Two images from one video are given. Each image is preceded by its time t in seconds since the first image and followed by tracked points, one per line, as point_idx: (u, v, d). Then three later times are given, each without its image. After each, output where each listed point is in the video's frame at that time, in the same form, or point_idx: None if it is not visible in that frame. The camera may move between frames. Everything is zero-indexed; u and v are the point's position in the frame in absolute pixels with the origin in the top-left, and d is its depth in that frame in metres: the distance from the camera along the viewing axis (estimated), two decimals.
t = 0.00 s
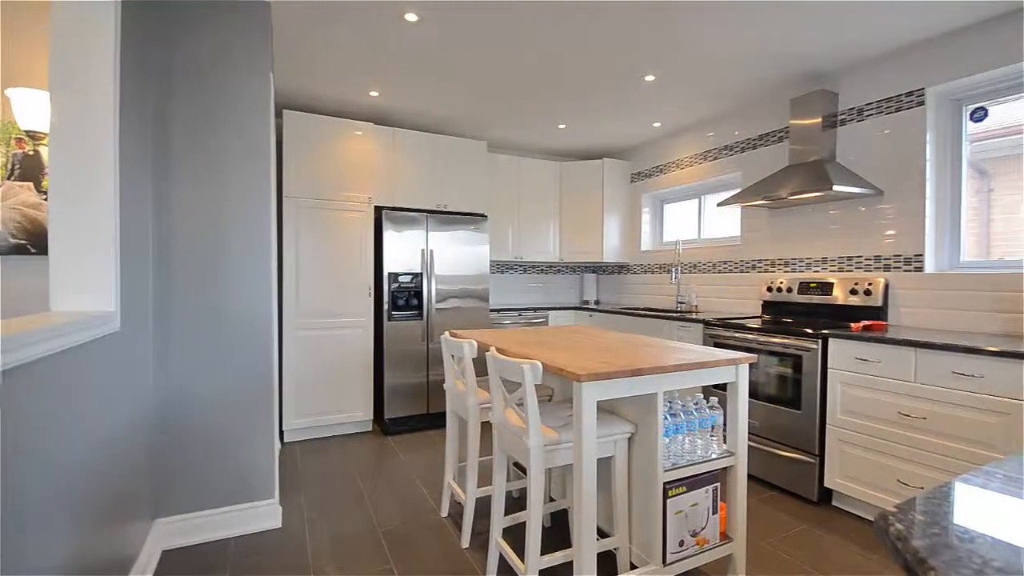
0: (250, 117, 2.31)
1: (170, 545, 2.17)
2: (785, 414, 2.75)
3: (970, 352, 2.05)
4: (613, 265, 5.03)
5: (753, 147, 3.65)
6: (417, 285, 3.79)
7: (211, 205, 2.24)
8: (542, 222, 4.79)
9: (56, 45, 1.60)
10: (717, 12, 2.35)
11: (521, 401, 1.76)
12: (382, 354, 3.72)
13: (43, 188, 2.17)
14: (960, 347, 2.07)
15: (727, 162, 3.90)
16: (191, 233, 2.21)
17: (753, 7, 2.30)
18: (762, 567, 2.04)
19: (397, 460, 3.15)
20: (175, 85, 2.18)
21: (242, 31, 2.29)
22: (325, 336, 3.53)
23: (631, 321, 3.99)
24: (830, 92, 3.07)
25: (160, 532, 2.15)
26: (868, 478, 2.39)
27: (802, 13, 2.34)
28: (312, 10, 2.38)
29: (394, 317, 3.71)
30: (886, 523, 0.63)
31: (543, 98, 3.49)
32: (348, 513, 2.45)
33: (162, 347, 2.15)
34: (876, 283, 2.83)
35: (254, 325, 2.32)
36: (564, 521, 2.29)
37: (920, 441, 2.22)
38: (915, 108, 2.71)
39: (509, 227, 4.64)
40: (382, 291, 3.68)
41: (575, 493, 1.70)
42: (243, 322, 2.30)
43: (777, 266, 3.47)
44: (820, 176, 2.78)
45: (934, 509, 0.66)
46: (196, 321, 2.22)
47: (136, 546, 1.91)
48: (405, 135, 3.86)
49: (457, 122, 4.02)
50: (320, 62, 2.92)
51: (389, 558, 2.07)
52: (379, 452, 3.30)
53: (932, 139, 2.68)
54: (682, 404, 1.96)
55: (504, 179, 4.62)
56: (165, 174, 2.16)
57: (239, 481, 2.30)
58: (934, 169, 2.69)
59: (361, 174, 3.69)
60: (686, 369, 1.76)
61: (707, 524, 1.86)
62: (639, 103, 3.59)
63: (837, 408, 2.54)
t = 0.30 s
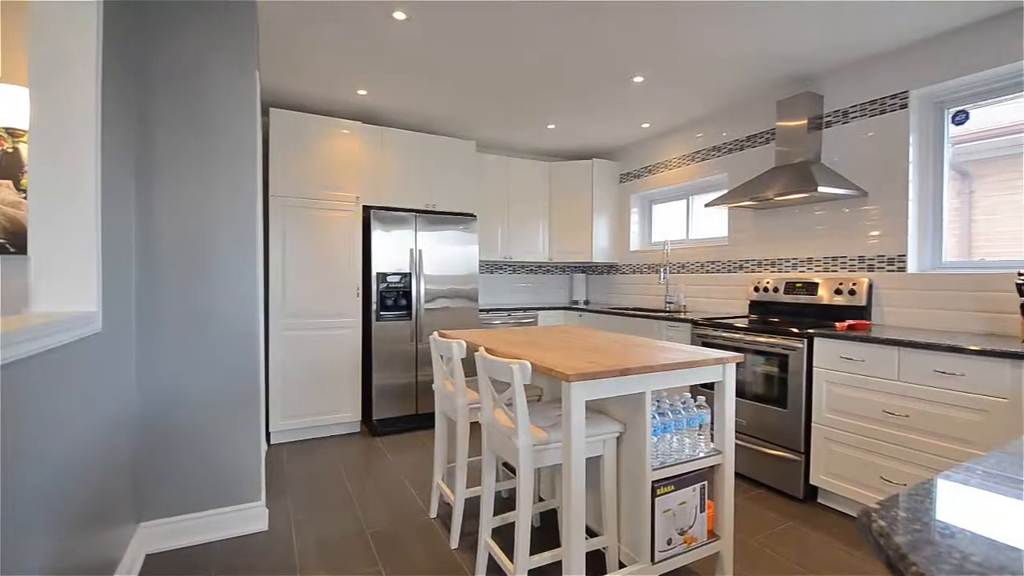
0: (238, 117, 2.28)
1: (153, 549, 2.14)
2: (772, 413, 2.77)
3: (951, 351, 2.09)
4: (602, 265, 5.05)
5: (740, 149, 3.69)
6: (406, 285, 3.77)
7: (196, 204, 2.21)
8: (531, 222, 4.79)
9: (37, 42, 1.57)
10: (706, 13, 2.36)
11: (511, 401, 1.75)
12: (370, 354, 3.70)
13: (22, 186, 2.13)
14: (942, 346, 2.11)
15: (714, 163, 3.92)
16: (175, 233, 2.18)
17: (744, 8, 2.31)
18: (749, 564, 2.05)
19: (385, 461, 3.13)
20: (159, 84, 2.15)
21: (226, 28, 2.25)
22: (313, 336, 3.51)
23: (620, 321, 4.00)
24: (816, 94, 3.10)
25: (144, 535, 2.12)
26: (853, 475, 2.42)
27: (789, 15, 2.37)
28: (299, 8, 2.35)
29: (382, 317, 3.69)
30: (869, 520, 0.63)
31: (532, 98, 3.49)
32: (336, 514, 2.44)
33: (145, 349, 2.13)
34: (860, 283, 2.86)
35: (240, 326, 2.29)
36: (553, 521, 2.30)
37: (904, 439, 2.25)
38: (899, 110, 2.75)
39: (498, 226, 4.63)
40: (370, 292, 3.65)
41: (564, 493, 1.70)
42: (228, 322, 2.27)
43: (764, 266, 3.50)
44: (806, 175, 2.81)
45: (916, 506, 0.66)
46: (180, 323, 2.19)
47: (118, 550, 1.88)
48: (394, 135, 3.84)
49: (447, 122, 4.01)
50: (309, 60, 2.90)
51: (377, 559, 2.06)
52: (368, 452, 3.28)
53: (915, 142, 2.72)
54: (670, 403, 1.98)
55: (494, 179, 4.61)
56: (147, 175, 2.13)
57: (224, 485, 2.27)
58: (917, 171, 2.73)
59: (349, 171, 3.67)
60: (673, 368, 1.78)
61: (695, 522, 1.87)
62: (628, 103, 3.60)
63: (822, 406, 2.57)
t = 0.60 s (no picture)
0: (227, 115, 2.26)
1: (138, 553, 2.11)
2: (760, 412, 2.80)
3: (934, 350, 2.12)
4: (592, 265, 5.07)
5: (729, 150, 3.72)
6: (396, 285, 3.74)
7: (181, 204, 2.19)
8: (522, 222, 4.80)
9: (20, 37, 1.54)
10: (697, 14, 2.37)
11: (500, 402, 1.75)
12: (359, 355, 3.67)
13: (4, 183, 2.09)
14: (927, 345, 2.14)
15: (703, 164, 3.95)
16: (160, 232, 2.15)
17: (733, 11, 2.34)
18: (737, 562, 2.07)
19: (375, 462, 3.11)
20: (145, 83, 2.12)
21: (215, 25, 2.23)
22: (302, 337, 3.48)
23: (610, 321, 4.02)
24: (803, 96, 3.14)
25: (129, 538, 2.09)
26: (839, 472, 2.45)
27: (779, 17, 2.39)
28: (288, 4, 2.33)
29: (372, 317, 3.66)
30: (854, 517, 0.64)
31: (523, 98, 3.49)
32: (325, 516, 2.42)
33: (130, 350, 2.10)
34: (846, 283, 2.91)
35: (227, 327, 2.27)
36: (543, 521, 2.30)
37: (889, 437, 2.28)
38: (885, 112, 2.79)
39: (488, 226, 4.63)
40: (360, 292, 3.63)
41: (553, 493, 1.70)
42: (214, 322, 2.24)
43: (752, 266, 3.54)
44: (796, 178, 2.86)
45: (901, 503, 0.67)
46: (165, 323, 2.16)
47: (102, 554, 1.85)
48: (384, 134, 3.82)
49: (437, 121, 3.99)
50: (298, 57, 2.87)
51: (366, 561, 2.04)
52: (358, 453, 3.27)
53: (900, 143, 2.76)
54: (660, 403, 1.99)
55: (484, 179, 4.61)
56: (133, 173, 2.10)
57: (211, 487, 2.24)
58: (902, 173, 2.77)
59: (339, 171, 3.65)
60: (662, 368, 1.79)
61: (684, 521, 1.88)
62: (618, 104, 3.62)
63: (809, 405, 2.60)
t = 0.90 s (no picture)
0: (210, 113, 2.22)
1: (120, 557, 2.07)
2: (746, 410, 2.83)
3: (917, 349, 2.16)
4: (581, 265, 5.08)
5: (716, 151, 3.75)
6: (384, 285, 3.72)
7: (164, 203, 2.15)
8: (511, 222, 4.80)
9: None
10: (684, 16, 2.39)
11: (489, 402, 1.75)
12: (347, 355, 3.65)
13: None
14: (909, 344, 2.17)
15: (690, 165, 3.98)
16: (142, 233, 2.12)
17: (719, 13, 2.36)
18: (724, 559, 2.09)
19: (363, 463, 3.09)
20: (126, 80, 2.09)
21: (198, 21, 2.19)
22: (289, 337, 3.44)
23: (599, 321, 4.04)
24: (789, 98, 3.18)
25: (110, 543, 2.05)
26: (823, 470, 2.49)
27: (765, 20, 2.41)
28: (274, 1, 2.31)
29: (360, 318, 3.64)
30: (837, 513, 0.65)
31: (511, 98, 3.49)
32: (313, 518, 2.40)
33: (111, 352, 2.06)
34: (831, 283, 2.95)
35: (211, 328, 2.23)
36: (532, 521, 2.30)
37: (872, 434, 2.32)
38: (868, 115, 2.83)
39: (477, 226, 4.62)
40: (347, 292, 3.60)
41: (542, 493, 1.70)
42: (198, 324, 2.21)
43: (739, 267, 3.57)
44: (782, 180, 2.89)
45: (883, 500, 0.68)
46: (147, 325, 2.12)
47: (83, 559, 1.82)
48: (372, 133, 3.80)
49: (426, 120, 3.98)
50: (284, 55, 2.84)
51: (353, 563, 2.03)
52: (345, 455, 3.24)
53: (883, 145, 2.81)
54: (647, 402, 2.00)
55: (473, 179, 4.60)
56: (114, 172, 2.06)
57: (195, 490, 2.21)
58: (885, 175, 2.82)
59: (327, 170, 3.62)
60: (650, 367, 1.79)
61: (672, 519, 1.89)
62: (606, 105, 3.64)
63: (795, 404, 2.63)
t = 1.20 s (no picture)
0: (198, 111, 2.20)
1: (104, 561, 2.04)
2: (736, 410, 2.85)
3: (901, 348, 2.19)
4: (572, 266, 5.10)
5: (706, 152, 3.78)
6: (374, 285, 3.72)
7: (150, 203, 2.12)
8: (502, 222, 4.80)
9: None
10: (675, 17, 2.40)
11: (479, 402, 1.74)
12: (336, 356, 3.62)
13: None
14: (895, 344, 2.20)
15: (680, 165, 4.01)
16: (127, 233, 2.09)
17: (707, 15, 2.38)
18: (713, 558, 2.10)
19: (353, 465, 3.08)
20: (111, 78, 2.06)
21: (185, 17, 2.17)
22: (277, 338, 3.42)
23: (590, 321, 4.05)
24: (777, 100, 3.21)
25: (94, 546, 2.02)
26: (811, 468, 2.51)
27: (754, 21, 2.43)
28: None
29: (350, 318, 3.62)
30: (823, 511, 0.66)
31: (501, 97, 3.49)
32: (302, 520, 2.38)
33: (95, 353, 2.03)
34: (818, 283, 2.98)
35: (199, 330, 2.21)
36: (522, 521, 2.30)
37: (859, 432, 2.35)
38: (855, 117, 2.86)
39: (468, 226, 4.61)
40: (337, 292, 3.58)
41: (533, 493, 1.70)
42: (185, 325, 2.18)
43: (728, 267, 3.60)
44: (770, 182, 2.92)
45: (869, 497, 0.69)
46: (133, 326, 2.09)
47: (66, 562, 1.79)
48: (362, 133, 3.78)
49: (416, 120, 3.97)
50: (274, 53, 2.82)
51: (343, 565, 2.01)
52: (335, 456, 3.23)
53: (869, 147, 2.85)
54: (638, 401, 2.01)
55: (464, 178, 4.59)
56: (98, 171, 2.03)
57: (181, 492, 2.18)
58: (871, 177, 2.86)
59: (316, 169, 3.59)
60: (640, 367, 1.80)
61: (661, 518, 1.90)
62: (596, 105, 3.65)
63: (783, 402, 2.65)
